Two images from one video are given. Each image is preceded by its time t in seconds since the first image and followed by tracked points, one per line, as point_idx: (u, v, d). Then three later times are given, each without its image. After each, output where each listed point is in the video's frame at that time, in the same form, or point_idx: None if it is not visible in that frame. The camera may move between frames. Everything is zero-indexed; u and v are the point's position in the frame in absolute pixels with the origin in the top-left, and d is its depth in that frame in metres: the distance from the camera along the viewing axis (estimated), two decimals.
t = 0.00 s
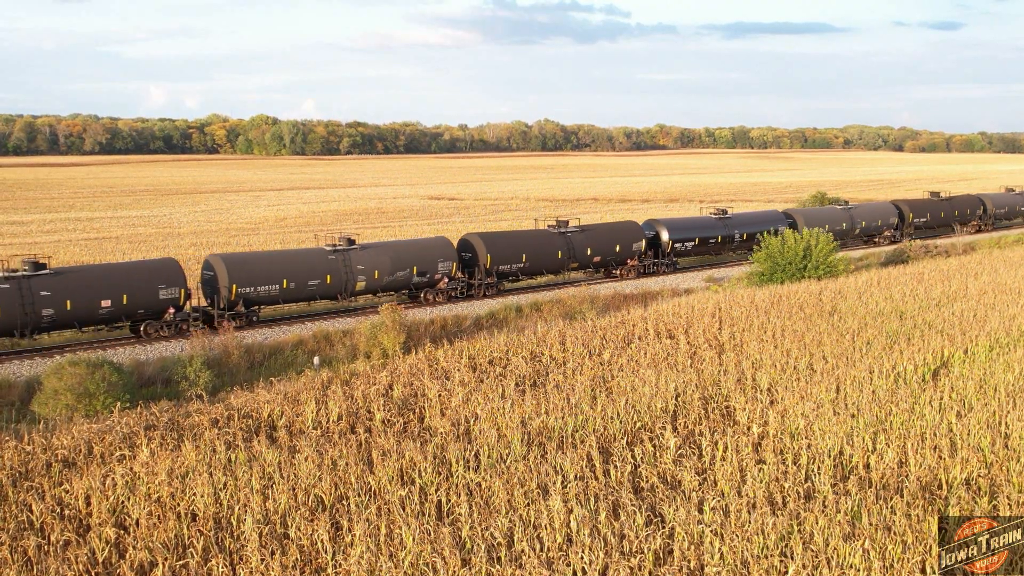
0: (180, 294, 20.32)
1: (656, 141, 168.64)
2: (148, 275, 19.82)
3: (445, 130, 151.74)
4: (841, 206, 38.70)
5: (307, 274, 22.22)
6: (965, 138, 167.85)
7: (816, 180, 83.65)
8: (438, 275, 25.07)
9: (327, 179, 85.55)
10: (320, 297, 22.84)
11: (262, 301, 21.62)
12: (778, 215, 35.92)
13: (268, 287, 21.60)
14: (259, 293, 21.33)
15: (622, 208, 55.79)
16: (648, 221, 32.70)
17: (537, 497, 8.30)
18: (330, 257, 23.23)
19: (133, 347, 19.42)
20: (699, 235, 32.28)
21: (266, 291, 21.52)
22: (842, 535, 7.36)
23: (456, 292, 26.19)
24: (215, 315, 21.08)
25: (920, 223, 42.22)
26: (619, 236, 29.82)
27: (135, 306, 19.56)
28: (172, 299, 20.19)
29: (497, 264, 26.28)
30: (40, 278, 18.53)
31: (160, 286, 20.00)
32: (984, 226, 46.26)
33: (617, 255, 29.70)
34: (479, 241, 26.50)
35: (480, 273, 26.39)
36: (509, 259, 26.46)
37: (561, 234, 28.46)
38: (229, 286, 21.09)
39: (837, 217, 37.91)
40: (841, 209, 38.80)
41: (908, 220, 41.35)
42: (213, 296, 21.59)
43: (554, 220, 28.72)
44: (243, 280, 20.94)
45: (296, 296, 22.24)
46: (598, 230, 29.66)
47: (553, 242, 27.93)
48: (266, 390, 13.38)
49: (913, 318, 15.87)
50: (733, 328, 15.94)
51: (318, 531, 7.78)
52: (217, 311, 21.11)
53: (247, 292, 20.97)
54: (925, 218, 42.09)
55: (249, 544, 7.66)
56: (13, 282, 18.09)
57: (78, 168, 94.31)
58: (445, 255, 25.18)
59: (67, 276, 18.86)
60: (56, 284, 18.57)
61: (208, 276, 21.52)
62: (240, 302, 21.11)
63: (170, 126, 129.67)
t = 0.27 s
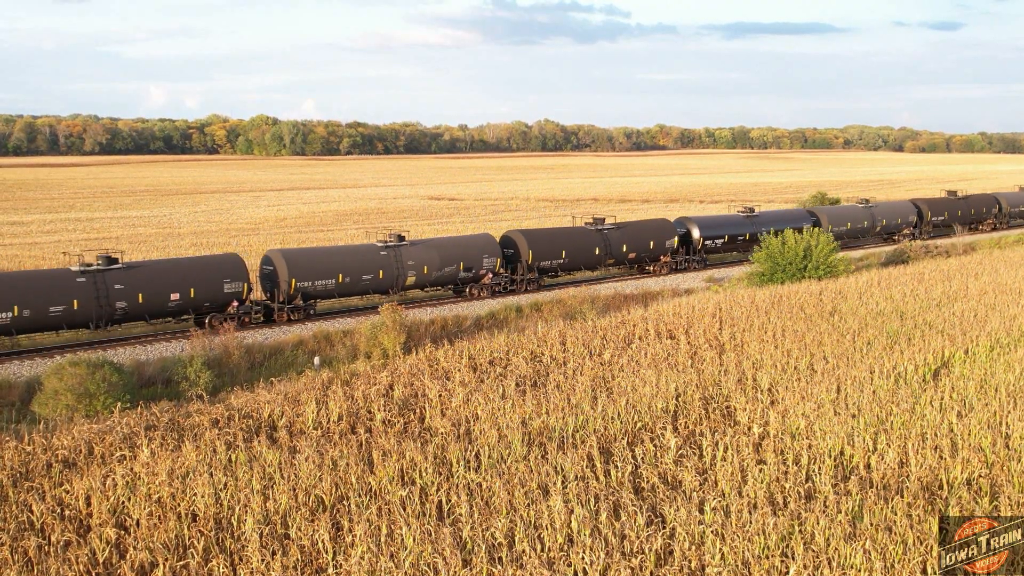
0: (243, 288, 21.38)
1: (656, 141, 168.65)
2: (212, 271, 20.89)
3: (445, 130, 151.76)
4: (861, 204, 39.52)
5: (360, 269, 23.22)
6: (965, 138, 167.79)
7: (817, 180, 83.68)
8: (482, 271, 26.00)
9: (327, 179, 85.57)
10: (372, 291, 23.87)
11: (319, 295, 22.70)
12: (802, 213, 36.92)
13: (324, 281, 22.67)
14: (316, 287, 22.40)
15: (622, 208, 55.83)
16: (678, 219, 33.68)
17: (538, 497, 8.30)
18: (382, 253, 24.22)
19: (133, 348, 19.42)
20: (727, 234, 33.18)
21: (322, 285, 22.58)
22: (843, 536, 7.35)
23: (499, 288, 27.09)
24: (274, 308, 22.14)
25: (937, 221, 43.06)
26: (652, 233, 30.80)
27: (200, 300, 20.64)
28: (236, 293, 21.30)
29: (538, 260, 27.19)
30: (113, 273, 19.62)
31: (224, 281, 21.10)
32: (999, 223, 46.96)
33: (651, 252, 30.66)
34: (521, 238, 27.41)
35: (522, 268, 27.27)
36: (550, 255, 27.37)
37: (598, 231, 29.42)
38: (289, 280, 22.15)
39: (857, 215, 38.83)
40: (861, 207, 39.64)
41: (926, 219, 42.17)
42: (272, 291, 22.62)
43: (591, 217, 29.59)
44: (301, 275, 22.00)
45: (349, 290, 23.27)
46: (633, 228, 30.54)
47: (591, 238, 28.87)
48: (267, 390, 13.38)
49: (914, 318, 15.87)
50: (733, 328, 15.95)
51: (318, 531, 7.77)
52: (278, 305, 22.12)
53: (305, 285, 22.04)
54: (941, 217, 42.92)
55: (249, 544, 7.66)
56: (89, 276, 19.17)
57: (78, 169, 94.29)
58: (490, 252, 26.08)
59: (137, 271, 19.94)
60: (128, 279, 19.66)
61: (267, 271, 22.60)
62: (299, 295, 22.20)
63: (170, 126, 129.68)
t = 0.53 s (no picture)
0: (302, 282, 22.18)
1: (656, 141, 168.62)
2: (273, 265, 21.59)
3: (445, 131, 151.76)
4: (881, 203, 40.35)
5: (411, 264, 24.00)
6: (965, 139, 167.69)
7: (817, 181, 83.68)
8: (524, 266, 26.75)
9: (327, 180, 85.58)
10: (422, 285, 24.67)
11: (372, 289, 23.52)
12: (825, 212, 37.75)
13: (379, 276, 23.47)
14: (371, 281, 23.21)
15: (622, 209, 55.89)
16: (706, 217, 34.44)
17: (538, 497, 8.30)
18: (430, 249, 24.96)
19: (133, 348, 19.41)
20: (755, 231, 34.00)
21: (376, 280, 23.37)
22: (844, 536, 7.35)
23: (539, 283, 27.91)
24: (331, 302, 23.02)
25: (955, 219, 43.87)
26: (683, 231, 31.65)
27: (262, 293, 21.31)
28: (295, 287, 22.00)
29: (577, 256, 28.01)
30: (181, 267, 20.31)
31: (285, 275, 21.81)
32: (1015, 221, 47.67)
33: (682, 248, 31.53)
34: (561, 235, 28.15)
35: (561, 265, 28.05)
36: (589, 252, 28.18)
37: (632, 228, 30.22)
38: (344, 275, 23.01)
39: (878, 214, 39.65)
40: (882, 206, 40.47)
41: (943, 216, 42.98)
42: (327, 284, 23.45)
43: (625, 216, 30.49)
44: (357, 269, 22.80)
45: (402, 284, 24.04)
46: (664, 225, 31.45)
47: (625, 235, 29.72)
48: (267, 390, 13.37)
49: (914, 318, 15.89)
50: (733, 329, 15.95)
51: (319, 531, 7.77)
52: (333, 299, 23.06)
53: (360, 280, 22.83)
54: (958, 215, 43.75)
55: (249, 545, 7.66)
56: (159, 271, 19.84)
57: (77, 169, 94.31)
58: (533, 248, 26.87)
59: (203, 265, 20.62)
60: (195, 273, 20.34)
61: (324, 266, 23.43)
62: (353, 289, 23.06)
63: (170, 126, 129.69)
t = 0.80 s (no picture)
0: (357, 277, 23.27)
1: (656, 142, 168.59)
2: (327, 261, 22.72)
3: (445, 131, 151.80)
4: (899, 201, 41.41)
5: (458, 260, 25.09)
6: (965, 139, 167.67)
7: (817, 181, 83.67)
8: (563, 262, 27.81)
9: (328, 180, 85.59)
10: (468, 280, 25.74)
11: (422, 284, 24.53)
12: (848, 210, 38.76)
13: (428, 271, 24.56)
14: (421, 276, 24.28)
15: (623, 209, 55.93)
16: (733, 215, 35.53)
17: (539, 498, 8.30)
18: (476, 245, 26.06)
19: (133, 348, 19.41)
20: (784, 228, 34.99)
21: (425, 275, 24.46)
22: (845, 536, 7.34)
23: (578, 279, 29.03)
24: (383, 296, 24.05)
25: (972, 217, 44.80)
26: (712, 228, 32.80)
27: (318, 288, 22.46)
28: (350, 282, 23.17)
29: (614, 252, 29.15)
30: (244, 262, 21.37)
31: (339, 270, 22.95)
32: None
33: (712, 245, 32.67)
34: (598, 232, 29.31)
35: (598, 261, 29.18)
36: (625, 248, 29.32)
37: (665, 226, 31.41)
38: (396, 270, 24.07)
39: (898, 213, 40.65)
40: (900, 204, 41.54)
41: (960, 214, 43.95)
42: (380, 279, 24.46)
43: (658, 214, 31.67)
44: (408, 265, 23.85)
45: (449, 279, 25.13)
46: (695, 223, 32.51)
47: (658, 232, 30.90)
48: (267, 391, 13.36)
49: (915, 318, 15.88)
50: (734, 329, 15.95)
51: (319, 531, 7.77)
52: (386, 293, 24.05)
53: (410, 275, 23.90)
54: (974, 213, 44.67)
55: (250, 545, 7.65)
56: (224, 265, 20.93)
57: (77, 169, 94.35)
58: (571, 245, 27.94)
59: (264, 261, 21.69)
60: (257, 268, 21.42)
61: (375, 261, 24.56)
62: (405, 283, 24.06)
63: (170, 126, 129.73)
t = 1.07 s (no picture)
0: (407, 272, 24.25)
1: (656, 142, 168.58)
2: (380, 256, 23.69)
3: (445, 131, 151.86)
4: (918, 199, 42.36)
5: (502, 256, 26.14)
6: (965, 139, 167.64)
7: (817, 181, 83.67)
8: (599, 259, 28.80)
9: (328, 180, 85.63)
10: (511, 275, 26.76)
11: (467, 278, 25.56)
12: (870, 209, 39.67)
13: (473, 267, 25.65)
14: (467, 272, 25.33)
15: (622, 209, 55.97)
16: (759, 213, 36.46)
17: (539, 498, 8.29)
18: (518, 242, 27.06)
19: (134, 348, 19.41)
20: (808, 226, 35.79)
21: (471, 270, 25.51)
22: (846, 537, 7.34)
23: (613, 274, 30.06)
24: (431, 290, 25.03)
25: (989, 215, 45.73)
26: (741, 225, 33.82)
27: (371, 282, 23.44)
28: (400, 277, 24.11)
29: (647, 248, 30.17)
30: (302, 258, 22.40)
31: (391, 265, 23.90)
32: None
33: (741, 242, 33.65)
34: (633, 229, 30.34)
35: (633, 257, 30.21)
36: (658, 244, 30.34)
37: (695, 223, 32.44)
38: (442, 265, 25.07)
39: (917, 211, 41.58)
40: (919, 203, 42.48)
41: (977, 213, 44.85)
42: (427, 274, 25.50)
43: (689, 211, 32.73)
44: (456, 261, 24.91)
45: (492, 274, 26.19)
46: (724, 220, 33.46)
47: (689, 229, 31.94)
48: (267, 391, 13.35)
49: (915, 318, 15.89)
50: (734, 329, 15.95)
51: (320, 532, 7.76)
52: (433, 287, 25.06)
53: (457, 271, 24.95)
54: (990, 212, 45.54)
55: (251, 546, 7.64)
56: (284, 260, 21.97)
57: (77, 169, 94.39)
58: (608, 241, 28.95)
59: (320, 256, 22.71)
60: (314, 263, 22.45)
61: (421, 258, 25.46)
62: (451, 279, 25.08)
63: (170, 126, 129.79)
